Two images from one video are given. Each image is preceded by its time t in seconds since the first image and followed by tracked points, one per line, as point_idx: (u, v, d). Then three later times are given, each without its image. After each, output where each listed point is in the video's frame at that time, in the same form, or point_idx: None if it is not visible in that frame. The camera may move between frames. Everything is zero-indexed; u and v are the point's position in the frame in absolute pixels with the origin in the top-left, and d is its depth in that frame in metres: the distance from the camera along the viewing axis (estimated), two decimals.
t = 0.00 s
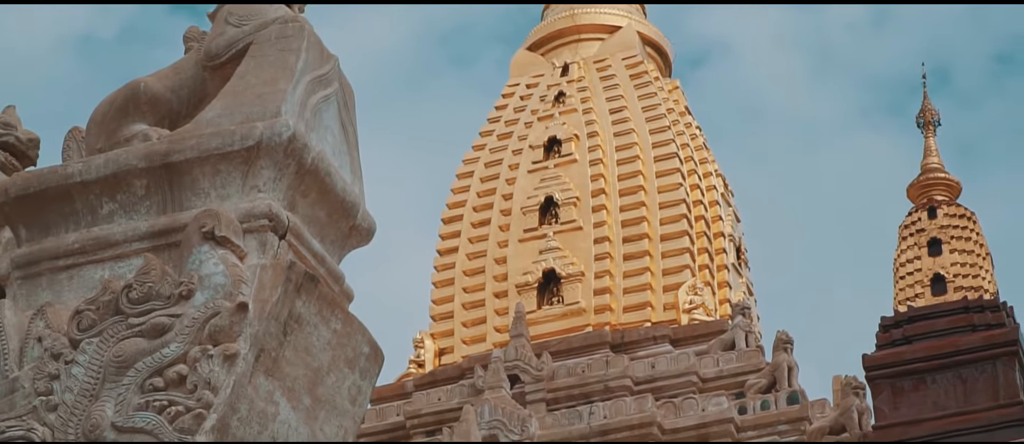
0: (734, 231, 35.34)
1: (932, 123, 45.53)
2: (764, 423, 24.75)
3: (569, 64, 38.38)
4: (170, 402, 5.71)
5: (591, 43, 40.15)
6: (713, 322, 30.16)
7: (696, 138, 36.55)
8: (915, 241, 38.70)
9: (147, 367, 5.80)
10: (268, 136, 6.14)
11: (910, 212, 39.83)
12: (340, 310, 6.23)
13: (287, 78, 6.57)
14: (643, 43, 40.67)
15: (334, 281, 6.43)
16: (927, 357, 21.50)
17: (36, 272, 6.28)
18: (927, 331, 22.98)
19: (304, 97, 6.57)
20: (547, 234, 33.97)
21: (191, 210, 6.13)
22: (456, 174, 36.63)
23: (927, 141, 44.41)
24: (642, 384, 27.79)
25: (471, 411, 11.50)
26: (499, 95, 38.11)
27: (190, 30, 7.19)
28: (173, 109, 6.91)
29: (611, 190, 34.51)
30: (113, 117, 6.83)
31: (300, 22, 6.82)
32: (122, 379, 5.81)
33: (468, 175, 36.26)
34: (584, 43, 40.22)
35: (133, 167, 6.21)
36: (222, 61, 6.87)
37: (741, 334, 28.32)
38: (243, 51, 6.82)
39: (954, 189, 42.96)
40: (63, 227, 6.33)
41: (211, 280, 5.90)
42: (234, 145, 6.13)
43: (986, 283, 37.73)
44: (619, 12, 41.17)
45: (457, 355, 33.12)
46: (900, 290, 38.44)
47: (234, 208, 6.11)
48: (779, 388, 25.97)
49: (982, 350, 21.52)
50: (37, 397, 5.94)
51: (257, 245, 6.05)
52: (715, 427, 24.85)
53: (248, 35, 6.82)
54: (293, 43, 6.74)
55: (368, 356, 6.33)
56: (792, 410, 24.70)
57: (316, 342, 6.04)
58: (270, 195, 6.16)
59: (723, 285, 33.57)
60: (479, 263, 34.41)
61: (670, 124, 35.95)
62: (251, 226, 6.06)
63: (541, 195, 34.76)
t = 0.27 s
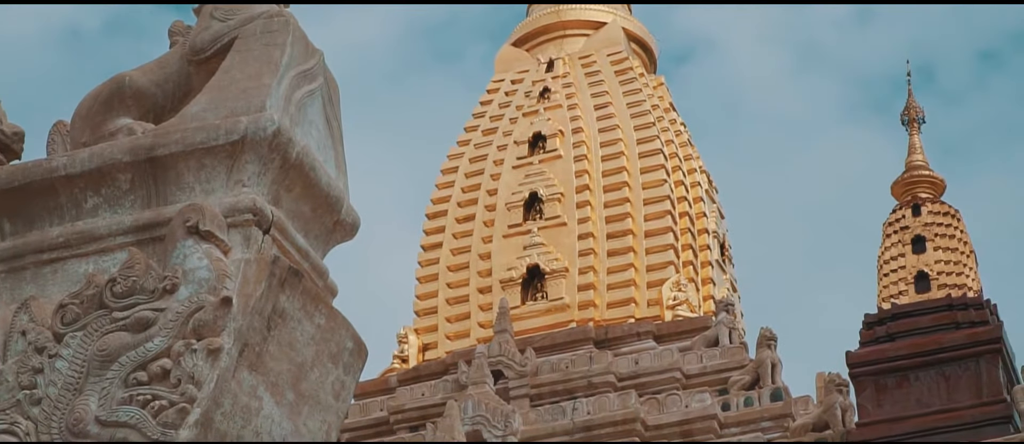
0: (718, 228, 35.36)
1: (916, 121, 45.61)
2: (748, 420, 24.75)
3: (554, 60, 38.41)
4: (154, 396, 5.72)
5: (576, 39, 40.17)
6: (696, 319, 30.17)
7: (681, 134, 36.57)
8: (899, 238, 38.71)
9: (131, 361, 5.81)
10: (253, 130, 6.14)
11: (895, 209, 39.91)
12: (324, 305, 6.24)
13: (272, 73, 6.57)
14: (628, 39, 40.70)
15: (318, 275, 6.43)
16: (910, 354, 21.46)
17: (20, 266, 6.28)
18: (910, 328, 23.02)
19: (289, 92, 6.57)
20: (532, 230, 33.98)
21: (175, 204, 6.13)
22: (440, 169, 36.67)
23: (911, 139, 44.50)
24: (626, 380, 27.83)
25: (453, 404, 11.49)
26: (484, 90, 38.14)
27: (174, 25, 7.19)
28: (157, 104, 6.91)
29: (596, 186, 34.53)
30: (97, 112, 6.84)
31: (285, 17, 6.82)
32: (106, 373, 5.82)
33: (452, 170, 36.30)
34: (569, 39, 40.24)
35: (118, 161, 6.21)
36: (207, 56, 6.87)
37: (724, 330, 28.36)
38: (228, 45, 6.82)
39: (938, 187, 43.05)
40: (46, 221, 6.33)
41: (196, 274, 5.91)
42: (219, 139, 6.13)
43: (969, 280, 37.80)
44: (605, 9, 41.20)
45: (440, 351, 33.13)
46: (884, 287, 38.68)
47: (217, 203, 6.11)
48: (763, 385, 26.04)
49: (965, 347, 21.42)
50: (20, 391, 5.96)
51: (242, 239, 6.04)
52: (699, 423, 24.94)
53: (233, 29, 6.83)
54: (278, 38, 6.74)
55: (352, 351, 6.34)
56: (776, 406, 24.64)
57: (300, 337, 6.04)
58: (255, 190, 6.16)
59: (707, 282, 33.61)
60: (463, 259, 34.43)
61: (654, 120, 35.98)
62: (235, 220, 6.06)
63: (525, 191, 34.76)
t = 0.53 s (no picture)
0: (702, 225, 35.37)
1: (900, 119, 45.68)
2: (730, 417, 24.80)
3: (538, 56, 38.42)
4: (136, 390, 5.71)
5: (560, 35, 40.16)
6: (680, 315, 30.15)
7: (665, 131, 36.58)
8: (881, 236, 38.80)
9: (113, 356, 5.81)
10: (236, 125, 6.13)
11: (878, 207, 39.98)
12: (306, 300, 6.24)
13: (255, 67, 6.57)
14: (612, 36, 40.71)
15: (301, 271, 6.43)
16: (891, 353, 21.25)
17: (3, 259, 6.28)
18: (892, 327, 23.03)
19: (272, 87, 6.57)
20: (515, 226, 33.95)
21: (158, 199, 6.13)
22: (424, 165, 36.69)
23: (894, 137, 44.58)
24: (608, 377, 27.85)
25: (437, 402, 11.46)
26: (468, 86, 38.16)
27: (157, 20, 7.19)
28: (140, 98, 6.91)
29: (579, 182, 34.52)
30: (81, 106, 6.83)
31: (267, 11, 6.82)
32: (89, 367, 5.82)
33: (435, 166, 36.32)
34: (553, 35, 40.23)
35: (101, 155, 6.20)
36: (191, 50, 6.88)
37: (707, 327, 28.37)
38: (212, 40, 6.83)
39: (921, 185, 43.12)
40: (29, 214, 6.33)
41: (178, 269, 5.92)
42: (202, 134, 6.13)
43: (952, 279, 37.86)
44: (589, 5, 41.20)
45: (423, 346, 33.11)
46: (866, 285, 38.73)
47: (201, 198, 6.11)
48: (745, 382, 25.99)
49: (947, 346, 21.25)
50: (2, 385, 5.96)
51: (224, 234, 6.05)
52: (680, 420, 25.06)
53: (217, 24, 6.83)
54: (261, 32, 6.74)
55: (334, 346, 6.35)
56: (758, 404, 24.67)
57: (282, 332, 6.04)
58: (237, 184, 6.16)
59: (689, 279, 33.62)
60: (446, 254, 34.43)
61: (638, 117, 36.01)
62: (218, 215, 6.06)
63: (509, 187, 34.73)
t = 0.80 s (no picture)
0: (684, 222, 35.38)
1: (883, 117, 45.77)
2: (711, 415, 24.87)
3: (521, 53, 38.49)
4: (117, 385, 6.25)
5: (543, 32, 40.18)
6: (660, 312, 30.20)
7: (648, 128, 36.57)
8: (863, 234, 38.91)
9: (94, 351, 6.35)
10: (219, 119, 6.72)
11: (860, 206, 40.07)
12: (287, 296, 6.84)
13: (238, 62, 7.10)
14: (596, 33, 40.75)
15: (282, 265, 7.02)
16: (873, 352, 20.52)
17: None
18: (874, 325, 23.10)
19: (255, 81, 7.11)
20: (497, 223, 33.93)
21: (140, 193, 6.70)
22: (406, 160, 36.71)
23: (877, 135, 44.69)
24: (589, 374, 27.91)
25: (416, 395, 11.39)
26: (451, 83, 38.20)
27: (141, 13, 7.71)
28: (122, 92, 7.42)
29: (562, 179, 34.54)
30: (64, 100, 7.32)
31: (249, 7, 7.38)
32: (71, 361, 6.36)
33: (419, 162, 36.29)
34: (536, 32, 40.26)
35: (84, 149, 6.80)
36: (174, 44, 7.42)
37: (689, 325, 28.36)
38: (195, 34, 7.38)
39: (903, 183, 43.22)
40: (12, 208, 6.93)
41: (160, 263, 6.47)
42: (185, 128, 6.71)
43: (934, 277, 37.91)
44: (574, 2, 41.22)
45: (405, 342, 33.11)
46: (848, 283, 38.80)
47: (184, 192, 6.68)
48: (727, 380, 25.98)
49: (930, 344, 20.66)
50: None
51: (206, 229, 6.60)
52: (662, 417, 25.01)
53: (200, 18, 7.38)
54: (244, 28, 7.29)
55: (315, 342, 6.97)
56: (739, 402, 24.70)
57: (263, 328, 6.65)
58: (219, 179, 6.74)
59: (671, 276, 33.61)
60: (428, 251, 34.46)
61: (621, 114, 36.05)
62: (201, 210, 6.62)
63: (491, 184, 34.74)
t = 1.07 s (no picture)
0: (666, 220, 35.33)
1: (865, 116, 45.87)
2: (691, 413, 24.94)
3: (504, 50, 38.55)
4: (98, 380, 6.81)
5: (526, 29, 40.18)
6: (643, 310, 30.23)
7: (630, 126, 36.54)
8: (845, 233, 38.99)
9: (75, 345, 6.92)
10: (201, 115, 7.33)
11: (842, 205, 40.17)
12: (268, 292, 7.47)
13: (220, 57, 7.72)
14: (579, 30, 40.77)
15: (264, 260, 7.62)
16: (852, 350, 20.38)
17: None
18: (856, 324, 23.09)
19: (238, 77, 7.74)
20: (479, 219, 33.91)
21: (121, 188, 7.31)
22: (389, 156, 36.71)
23: (859, 134, 44.78)
24: (571, 371, 27.83)
25: (397, 394, 11.37)
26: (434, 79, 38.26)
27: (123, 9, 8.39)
28: (104, 87, 8.07)
29: (544, 176, 34.58)
30: (47, 93, 7.93)
31: (232, 4, 8.03)
32: (51, 356, 6.92)
33: (401, 158, 36.33)
34: (519, 29, 40.27)
35: (65, 144, 7.41)
36: (156, 39, 8.08)
37: (670, 323, 28.38)
38: (177, 29, 8.04)
39: (885, 182, 43.30)
40: None
41: (142, 258, 7.06)
42: (167, 124, 7.32)
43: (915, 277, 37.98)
44: None
45: (386, 339, 33.11)
46: (829, 281, 38.85)
47: (167, 187, 7.28)
48: (708, 378, 26.04)
49: (909, 343, 20.65)
50: None
51: (188, 224, 7.20)
52: (643, 415, 24.99)
53: (182, 14, 8.04)
54: (227, 24, 7.94)
55: (296, 337, 7.63)
56: (720, 399, 24.77)
57: (243, 324, 7.28)
58: (201, 174, 7.35)
59: (653, 274, 33.55)
60: (410, 247, 34.37)
61: (603, 111, 36.06)
62: (183, 205, 7.22)
63: (474, 180, 34.75)
